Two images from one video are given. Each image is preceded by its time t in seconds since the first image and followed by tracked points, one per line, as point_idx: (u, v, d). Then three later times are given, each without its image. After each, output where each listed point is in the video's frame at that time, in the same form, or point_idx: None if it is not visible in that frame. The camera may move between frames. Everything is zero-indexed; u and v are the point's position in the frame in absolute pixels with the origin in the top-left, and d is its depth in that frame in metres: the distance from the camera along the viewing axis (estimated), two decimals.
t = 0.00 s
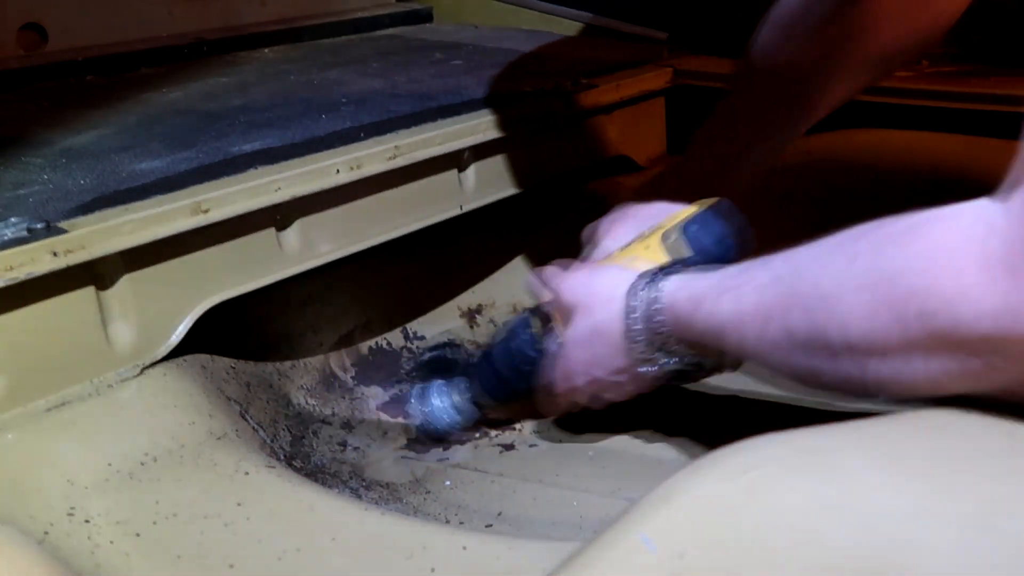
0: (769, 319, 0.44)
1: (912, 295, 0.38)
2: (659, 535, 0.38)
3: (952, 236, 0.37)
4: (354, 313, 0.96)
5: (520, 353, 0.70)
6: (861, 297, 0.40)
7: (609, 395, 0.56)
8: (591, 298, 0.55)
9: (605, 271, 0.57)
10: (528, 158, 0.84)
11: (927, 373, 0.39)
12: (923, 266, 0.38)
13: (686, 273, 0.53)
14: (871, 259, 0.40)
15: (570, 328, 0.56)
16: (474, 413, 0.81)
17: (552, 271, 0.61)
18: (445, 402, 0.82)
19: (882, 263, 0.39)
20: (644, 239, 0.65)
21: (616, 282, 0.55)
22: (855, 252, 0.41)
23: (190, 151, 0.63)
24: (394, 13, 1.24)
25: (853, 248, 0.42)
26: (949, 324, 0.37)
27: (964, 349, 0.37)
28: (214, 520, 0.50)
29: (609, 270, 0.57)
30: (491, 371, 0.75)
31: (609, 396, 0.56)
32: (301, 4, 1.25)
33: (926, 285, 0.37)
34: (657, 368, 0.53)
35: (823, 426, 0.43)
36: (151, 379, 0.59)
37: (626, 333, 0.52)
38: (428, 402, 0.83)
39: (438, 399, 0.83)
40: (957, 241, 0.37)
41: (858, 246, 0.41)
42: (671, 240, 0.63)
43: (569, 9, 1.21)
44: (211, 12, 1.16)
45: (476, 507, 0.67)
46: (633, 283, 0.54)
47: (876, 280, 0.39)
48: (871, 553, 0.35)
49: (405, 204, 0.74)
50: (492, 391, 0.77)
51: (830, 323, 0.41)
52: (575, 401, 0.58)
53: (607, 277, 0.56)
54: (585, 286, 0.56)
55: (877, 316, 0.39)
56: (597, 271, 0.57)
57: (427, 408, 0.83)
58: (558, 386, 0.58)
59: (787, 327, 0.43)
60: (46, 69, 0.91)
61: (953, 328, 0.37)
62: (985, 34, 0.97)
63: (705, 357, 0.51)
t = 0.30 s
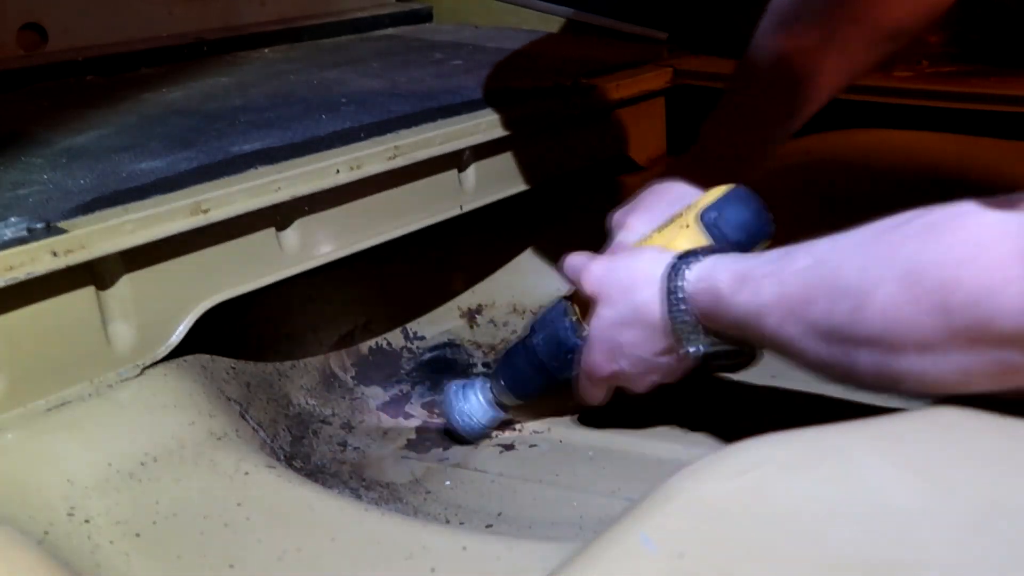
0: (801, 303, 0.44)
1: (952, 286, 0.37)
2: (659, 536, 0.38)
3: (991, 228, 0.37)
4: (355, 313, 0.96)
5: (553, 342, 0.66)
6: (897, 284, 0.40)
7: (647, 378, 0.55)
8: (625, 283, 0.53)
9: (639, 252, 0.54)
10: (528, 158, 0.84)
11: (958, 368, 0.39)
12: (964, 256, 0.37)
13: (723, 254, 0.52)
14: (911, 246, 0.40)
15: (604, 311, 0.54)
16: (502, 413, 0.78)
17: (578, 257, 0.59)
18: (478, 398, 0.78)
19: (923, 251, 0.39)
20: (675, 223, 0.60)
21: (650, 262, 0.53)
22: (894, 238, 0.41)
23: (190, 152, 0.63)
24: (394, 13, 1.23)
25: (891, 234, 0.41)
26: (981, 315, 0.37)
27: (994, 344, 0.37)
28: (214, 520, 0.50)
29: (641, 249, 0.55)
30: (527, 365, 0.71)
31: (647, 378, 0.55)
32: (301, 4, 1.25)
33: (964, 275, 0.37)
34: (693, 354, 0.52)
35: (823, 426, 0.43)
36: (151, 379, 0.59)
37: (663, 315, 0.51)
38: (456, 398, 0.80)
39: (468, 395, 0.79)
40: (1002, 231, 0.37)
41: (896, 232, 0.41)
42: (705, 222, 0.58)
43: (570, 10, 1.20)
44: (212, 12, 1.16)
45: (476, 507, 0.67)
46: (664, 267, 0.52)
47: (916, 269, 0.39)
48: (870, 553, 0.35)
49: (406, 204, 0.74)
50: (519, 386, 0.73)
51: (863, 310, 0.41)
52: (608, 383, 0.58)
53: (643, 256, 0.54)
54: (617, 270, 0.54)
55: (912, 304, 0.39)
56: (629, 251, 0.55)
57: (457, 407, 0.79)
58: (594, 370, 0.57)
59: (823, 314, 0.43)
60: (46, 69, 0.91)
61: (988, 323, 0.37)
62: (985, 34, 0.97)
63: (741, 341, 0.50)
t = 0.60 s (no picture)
0: (754, 326, 0.45)
1: (913, 301, 0.39)
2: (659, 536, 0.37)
3: (944, 241, 0.39)
4: (354, 314, 0.96)
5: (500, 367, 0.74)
6: (855, 300, 0.41)
7: (586, 403, 0.59)
8: (566, 308, 0.57)
9: (575, 280, 0.59)
10: (528, 158, 0.84)
11: (920, 376, 0.41)
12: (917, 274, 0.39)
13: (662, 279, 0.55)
14: (860, 268, 0.41)
15: (552, 333, 0.58)
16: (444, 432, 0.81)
17: (521, 279, 0.63)
18: (418, 414, 0.81)
19: (874, 271, 0.41)
20: (612, 249, 0.63)
21: (589, 288, 0.58)
22: (843, 260, 0.42)
23: (190, 152, 0.63)
24: (394, 13, 1.23)
25: (839, 255, 0.43)
26: (943, 326, 0.38)
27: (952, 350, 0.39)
28: (215, 520, 0.50)
29: (580, 275, 0.60)
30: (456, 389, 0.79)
31: (587, 404, 0.59)
32: (301, 4, 1.25)
33: (923, 289, 0.39)
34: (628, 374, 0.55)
35: (824, 426, 0.43)
36: (151, 379, 0.59)
37: (606, 339, 0.54)
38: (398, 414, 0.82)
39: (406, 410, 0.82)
40: (949, 247, 0.38)
41: (841, 255, 0.43)
42: (651, 245, 0.63)
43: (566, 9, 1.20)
44: (212, 12, 1.16)
45: (476, 507, 0.67)
46: (606, 290, 0.56)
47: (870, 288, 0.40)
48: (872, 552, 0.35)
49: (406, 205, 0.74)
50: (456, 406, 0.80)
51: (820, 330, 0.42)
52: (554, 409, 0.61)
53: (583, 282, 0.58)
54: (559, 295, 0.58)
55: (875, 321, 0.40)
56: (566, 278, 0.60)
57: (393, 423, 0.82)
58: (540, 395, 0.60)
59: (779, 333, 0.44)
60: (46, 69, 0.91)
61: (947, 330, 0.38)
62: (985, 34, 0.98)
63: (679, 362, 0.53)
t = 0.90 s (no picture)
0: (721, 327, 0.46)
1: (866, 309, 0.39)
2: (660, 536, 0.37)
3: (894, 247, 0.39)
4: (354, 313, 0.96)
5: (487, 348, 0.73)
6: (811, 306, 0.41)
7: (569, 391, 0.64)
8: (550, 302, 0.61)
9: (563, 274, 0.61)
10: (529, 159, 0.84)
11: (884, 378, 0.41)
12: (868, 282, 0.39)
13: (640, 278, 0.57)
14: (812, 275, 0.41)
15: (530, 328, 0.62)
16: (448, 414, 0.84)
17: (508, 273, 0.66)
18: (420, 397, 0.81)
19: (825, 276, 0.41)
20: (595, 239, 0.68)
21: (574, 284, 0.60)
22: (798, 266, 0.43)
23: (190, 151, 0.63)
24: (395, 13, 1.23)
25: (795, 263, 0.43)
26: (898, 333, 0.38)
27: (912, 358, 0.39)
28: (215, 520, 0.50)
29: (566, 271, 0.62)
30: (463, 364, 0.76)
31: (570, 392, 0.64)
32: (301, 4, 1.25)
33: (875, 297, 0.39)
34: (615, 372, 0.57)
35: (823, 426, 0.43)
36: (151, 379, 0.59)
37: (584, 337, 0.57)
38: (394, 395, 0.82)
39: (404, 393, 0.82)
40: (901, 254, 0.38)
41: (797, 259, 0.43)
42: (624, 240, 0.67)
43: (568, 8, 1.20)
44: (212, 12, 1.16)
45: (476, 506, 0.67)
46: (591, 285, 0.59)
47: (826, 293, 0.40)
48: (872, 553, 0.35)
49: (406, 205, 0.74)
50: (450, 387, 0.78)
51: (785, 331, 0.42)
52: (541, 394, 0.65)
53: (566, 278, 0.61)
54: (547, 291, 0.61)
55: (830, 328, 0.40)
56: (553, 275, 0.62)
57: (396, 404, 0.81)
58: (523, 383, 0.65)
59: (744, 333, 0.44)
60: (46, 69, 0.91)
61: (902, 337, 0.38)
62: (984, 34, 0.98)
63: (657, 359, 0.55)
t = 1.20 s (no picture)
0: (763, 313, 0.45)
1: (913, 296, 0.38)
2: (660, 536, 0.37)
3: (941, 241, 0.37)
4: (354, 314, 0.96)
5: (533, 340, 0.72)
6: (856, 299, 0.40)
7: (613, 380, 0.63)
8: (595, 289, 0.60)
9: (604, 260, 0.61)
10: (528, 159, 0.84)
11: (918, 374, 0.40)
12: (921, 270, 0.37)
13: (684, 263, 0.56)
14: (862, 264, 0.40)
15: (572, 315, 0.61)
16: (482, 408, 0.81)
17: (549, 262, 0.67)
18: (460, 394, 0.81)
19: (878, 267, 0.39)
20: (635, 224, 0.66)
21: (619, 269, 0.59)
22: (846, 255, 0.41)
23: (190, 152, 0.63)
24: (394, 13, 1.23)
25: (844, 250, 0.42)
26: (938, 325, 0.37)
27: (956, 352, 0.38)
28: (215, 520, 0.50)
29: (606, 258, 0.61)
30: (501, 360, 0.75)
31: (615, 381, 0.63)
32: (301, 4, 1.25)
33: (925, 283, 0.37)
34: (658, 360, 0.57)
35: (821, 425, 0.43)
36: (151, 379, 0.59)
37: (627, 324, 0.57)
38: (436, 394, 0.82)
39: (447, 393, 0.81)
40: (957, 239, 0.37)
41: (849, 246, 0.42)
42: (665, 224, 0.64)
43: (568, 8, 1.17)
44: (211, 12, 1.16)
45: (476, 506, 0.67)
46: (630, 275, 0.58)
47: (873, 286, 0.39)
48: (871, 552, 0.35)
49: (406, 205, 0.74)
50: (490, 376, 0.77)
51: (824, 321, 0.42)
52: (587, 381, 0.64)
53: (607, 266, 0.60)
54: (586, 280, 0.61)
55: (877, 316, 0.39)
56: (594, 263, 0.61)
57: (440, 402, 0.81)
58: (568, 373, 0.64)
59: (781, 323, 0.44)
60: (46, 69, 0.91)
61: (942, 333, 0.37)
62: (983, 33, 0.98)
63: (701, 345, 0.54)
